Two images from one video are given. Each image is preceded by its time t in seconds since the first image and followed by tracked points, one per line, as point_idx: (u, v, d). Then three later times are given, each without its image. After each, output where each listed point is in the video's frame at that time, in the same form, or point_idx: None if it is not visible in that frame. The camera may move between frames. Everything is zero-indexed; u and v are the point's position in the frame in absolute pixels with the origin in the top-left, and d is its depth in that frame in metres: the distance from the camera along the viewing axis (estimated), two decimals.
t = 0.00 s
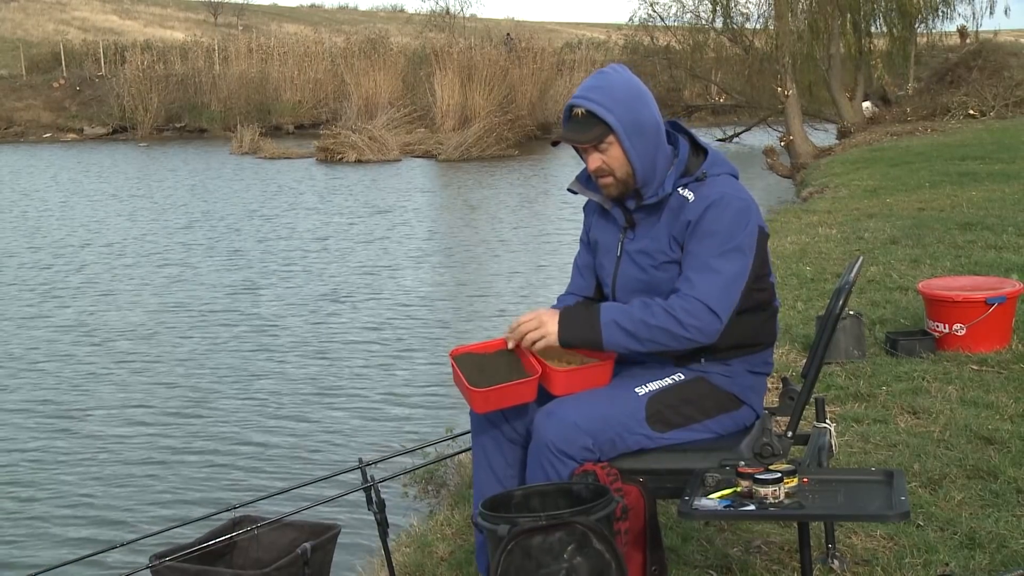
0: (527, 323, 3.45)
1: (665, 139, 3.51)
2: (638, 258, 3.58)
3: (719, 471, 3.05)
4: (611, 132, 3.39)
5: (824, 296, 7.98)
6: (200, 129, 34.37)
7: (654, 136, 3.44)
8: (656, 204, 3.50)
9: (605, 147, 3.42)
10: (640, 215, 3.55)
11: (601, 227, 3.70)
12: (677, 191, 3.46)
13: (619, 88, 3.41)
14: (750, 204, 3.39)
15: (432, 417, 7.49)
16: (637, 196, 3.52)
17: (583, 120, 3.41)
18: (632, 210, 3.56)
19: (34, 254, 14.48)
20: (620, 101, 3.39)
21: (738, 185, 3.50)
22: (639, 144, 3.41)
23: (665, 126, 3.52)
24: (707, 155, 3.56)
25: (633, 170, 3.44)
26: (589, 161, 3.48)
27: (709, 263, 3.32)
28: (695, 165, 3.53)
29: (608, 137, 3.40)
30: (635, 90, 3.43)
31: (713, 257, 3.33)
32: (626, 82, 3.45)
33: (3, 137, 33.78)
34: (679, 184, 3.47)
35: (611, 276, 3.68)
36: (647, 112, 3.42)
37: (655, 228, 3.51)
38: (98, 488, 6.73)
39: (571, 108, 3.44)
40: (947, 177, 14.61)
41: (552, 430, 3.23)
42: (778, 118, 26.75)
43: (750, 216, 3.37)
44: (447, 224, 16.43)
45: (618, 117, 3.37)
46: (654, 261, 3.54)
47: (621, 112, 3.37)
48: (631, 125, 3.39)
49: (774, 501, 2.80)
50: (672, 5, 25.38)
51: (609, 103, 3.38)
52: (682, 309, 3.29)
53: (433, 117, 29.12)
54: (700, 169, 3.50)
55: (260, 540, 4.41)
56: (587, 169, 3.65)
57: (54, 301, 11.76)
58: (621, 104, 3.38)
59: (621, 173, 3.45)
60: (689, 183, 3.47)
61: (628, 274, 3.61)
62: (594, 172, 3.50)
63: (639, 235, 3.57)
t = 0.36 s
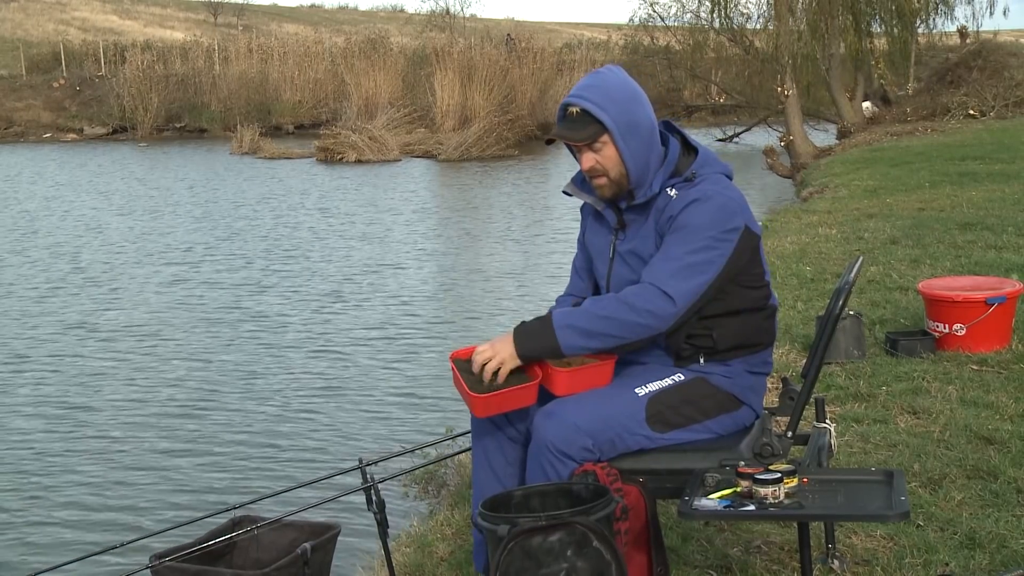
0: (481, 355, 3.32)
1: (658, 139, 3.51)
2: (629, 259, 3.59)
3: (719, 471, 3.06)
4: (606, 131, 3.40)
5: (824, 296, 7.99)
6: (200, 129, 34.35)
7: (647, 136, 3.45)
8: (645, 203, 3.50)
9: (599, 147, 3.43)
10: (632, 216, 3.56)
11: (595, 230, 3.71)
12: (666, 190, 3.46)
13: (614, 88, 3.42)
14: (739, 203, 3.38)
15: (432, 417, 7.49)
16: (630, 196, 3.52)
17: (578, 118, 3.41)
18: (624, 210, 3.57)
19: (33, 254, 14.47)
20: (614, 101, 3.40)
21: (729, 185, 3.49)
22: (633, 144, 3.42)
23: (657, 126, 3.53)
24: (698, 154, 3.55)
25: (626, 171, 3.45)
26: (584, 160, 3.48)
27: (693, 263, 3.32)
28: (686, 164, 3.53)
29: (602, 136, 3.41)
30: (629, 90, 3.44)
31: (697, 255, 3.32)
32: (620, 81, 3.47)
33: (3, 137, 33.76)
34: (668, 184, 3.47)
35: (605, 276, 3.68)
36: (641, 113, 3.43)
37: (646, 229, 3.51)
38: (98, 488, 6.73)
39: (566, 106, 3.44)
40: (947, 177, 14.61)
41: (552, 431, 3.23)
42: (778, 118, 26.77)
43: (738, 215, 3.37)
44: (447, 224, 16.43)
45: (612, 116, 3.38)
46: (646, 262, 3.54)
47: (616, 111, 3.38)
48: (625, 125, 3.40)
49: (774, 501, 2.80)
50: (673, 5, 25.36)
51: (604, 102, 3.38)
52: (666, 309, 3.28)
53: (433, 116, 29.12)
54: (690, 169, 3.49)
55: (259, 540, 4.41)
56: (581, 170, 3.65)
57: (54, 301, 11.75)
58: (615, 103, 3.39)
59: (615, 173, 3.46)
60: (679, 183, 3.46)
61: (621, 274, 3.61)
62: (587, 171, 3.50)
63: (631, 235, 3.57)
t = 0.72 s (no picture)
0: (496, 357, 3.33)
1: (655, 139, 3.51)
2: (629, 260, 3.59)
3: (719, 471, 3.06)
4: (604, 133, 3.40)
5: (824, 296, 7.99)
6: (200, 129, 34.38)
7: (645, 136, 3.45)
8: (644, 205, 3.50)
9: (598, 149, 3.43)
10: (630, 217, 3.56)
11: (594, 231, 3.72)
12: (665, 191, 3.46)
13: (611, 89, 3.42)
14: (738, 203, 3.38)
15: (431, 417, 7.49)
16: (629, 197, 3.52)
17: (576, 121, 3.42)
18: (624, 211, 3.56)
19: (32, 254, 14.47)
20: (612, 102, 3.40)
21: (728, 184, 3.49)
22: (631, 144, 3.42)
23: (654, 125, 3.53)
24: (696, 155, 3.55)
25: (625, 172, 3.45)
26: (582, 163, 3.48)
27: (691, 263, 3.32)
28: (685, 164, 3.52)
29: (600, 138, 3.41)
30: (627, 92, 3.44)
31: (695, 256, 3.33)
32: (617, 82, 3.47)
33: (3, 137, 33.78)
34: (668, 184, 3.46)
35: (605, 277, 3.68)
36: (639, 113, 3.43)
37: (644, 229, 3.51)
38: (98, 488, 6.72)
39: (563, 109, 3.45)
40: (946, 177, 14.62)
41: (551, 431, 3.23)
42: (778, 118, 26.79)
43: (736, 215, 3.37)
44: (447, 224, 16.43)
45: (610, 117, 3.38)
46: (645, 263, 3.54)
47: (613, 113, 3.38)
48: (623, 125, 3.40)
49: (774, 501, 2.80)
50: (672, 5, 25.35)
51: (601, 105, 3.38)
52: (664, 312, 3.29)
53: (433, 116, 29.14)
54: (689, 169, 3.49)
55: (259, 540, 4.41)
56: (580, 173, 3.64)
57: (54, 301, 11.75)
58: (612, 104, 3.39)
59: (614, 175, 3.46)
60: (678, 184, 3.46)
61: (620, 276, 3.62)
62: (587, 173, 3.50)
63: (630, 236, 3.57)
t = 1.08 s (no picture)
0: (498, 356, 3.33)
1: (656, 139, 3.51)
2: (630, 260, 3.58)
3: (719, 471, 3.06)
4: (608, 131, 3.40)
5: (823, 296, 7.99)
6: (199, 129, 34.39)
7: (648, 136, 3.45)
8: (645, 205, 3.50)
9: (602, 147, 3.43)
10: (631, 218, 3.56)
11: (594, 231, 3.72)
12: (666, 192, 3.46)
13: (615, 89, 3.42)
14: (739, 203, 3.38)
15: (431, 417, 7.48)
16: (630, 197, 3.52)
17: (580, 120, 3.41)
18: (624, 211, 3.56)
19: (32, 254, 14.46)
20: (617, 101, 3.40)
21: (728, 185, 3.50)
22: (635, 144, 3.42)
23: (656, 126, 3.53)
24: (697, 155, 3.55)
25: (628, 171, 3.45)
26: (585, 162, 3.48)
27: (692, 265, 3.32)
28: (686, 165, 3.52)
29: (604, 137, 3.41)
30: (631, 92, 3.44)
31: (695, 256, 3.33)
32: (622, 82, 3.47)
33: (3, 137, 33.78)
34: (668, 185, 3.46)
35: (604, 278, 3.68)
36: (642, 112, 3.43)
37: (644, 230, 3.52)
38: (98, 488, 6.72)
39: (567, 108, 3.44)
40: (946, 177, 14.61)
41: (552, 431, 3.23)
42: (778, 117, 26.79)
43: (736, 215, 3.37)
44: (447, 224, 16.44)
45: (615, 115, 3.38)
46: (645, 263, 3.54)
47: (617, 112, 3.38)
48: (628, 125, 3.40)
49: (774, 501, 2.80)
50: (672, 5, 25.32)
51: (605, 103, 3.39)
52: (663, 311, 3.29)
53: (433, 116, 29.14)
54: (690, 169, 3.49)
55: (258, 540, 4.41)
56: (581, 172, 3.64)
57: (54, 301, 11.75)
58: (617, 103, 3.39)
59: (616, 174, 3.46)
60: (679, 184, 3.46)
61: (621, 276, 3.62)
62: (589, 172, 3.50)
63: (630, 237, 3.57)
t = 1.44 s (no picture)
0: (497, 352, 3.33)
1: (655, 139, 3.51)
2: (629, 260, 3.58)
3: (718, 471, 3.06)
4: (607, 129, 3.40)
5: (823, 296, 7.99)
6: (199, 130, 34.39)
7: (648, 135, 3.45)
8: (644, 204, 3.50)
9: (601, 146, 3.43)
10: (629, 218, 3.56)
11: (593, 231, 3.72)
12: (664, 192, 3.46)
13: (614, 87, 3.43)
14: (738, 203, 3.39)
15: (431, 417, 7.48)
16: (629, 197, 3.52)
17: (579, 118, 3.41)
18: (622, 211, 3.56)
19: (32, 254, 14.46)
20: (616, 100, 3.40)
21: (726, 185, 3.50)
22: (635, 143, 3.43)
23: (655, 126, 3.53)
24: (695, 155, 3.55)
25: (627, 170, 3.45)
26: (583, 161, 3.48)
27: (692, 266, 3.32)
28: (684, 166, 3.52)
29: (604, 135, 3.41)
30: (630, 92, 3.45)
31: (694, 257, 3.33)
32: (621, 82, 3.47)
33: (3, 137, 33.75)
34: (667, 185, 3.46)
35: (604, 279, 3.68)
36: (641, 110, 3.43)
37: (643, 231, 3.52)
38: (98, 488, 6.71)
39: (566, 107, 3.44)
40: (946, 177, 14.61)
41: (550, 431, 3.23)
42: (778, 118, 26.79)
43: (735, 216, 3.38)
44: (447, 223, 16.44)
45: (614, 114, 3.39)
46: (644, 263, 3.54)
47: (618, 111, 3.38)
48: (627, 124, 3.40)
49: (774, 501, 2.80)
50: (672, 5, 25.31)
51: (605, 102, 3.39)
52: (663, 312, 3.29)
53: (433, 116, 29.13)
54: (688, 170, 3.49)
55: (259, 540, 4.41)
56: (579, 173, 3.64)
57: (54, 301, 11.75)
58: (617, 103, 3.39)
59: (615, 173, 3.45)
60: (677, 184, 3.46)
61: (620, 276, 3.61)
62: (587, 171, 3.50)
63: (630, 237, 3.57)
